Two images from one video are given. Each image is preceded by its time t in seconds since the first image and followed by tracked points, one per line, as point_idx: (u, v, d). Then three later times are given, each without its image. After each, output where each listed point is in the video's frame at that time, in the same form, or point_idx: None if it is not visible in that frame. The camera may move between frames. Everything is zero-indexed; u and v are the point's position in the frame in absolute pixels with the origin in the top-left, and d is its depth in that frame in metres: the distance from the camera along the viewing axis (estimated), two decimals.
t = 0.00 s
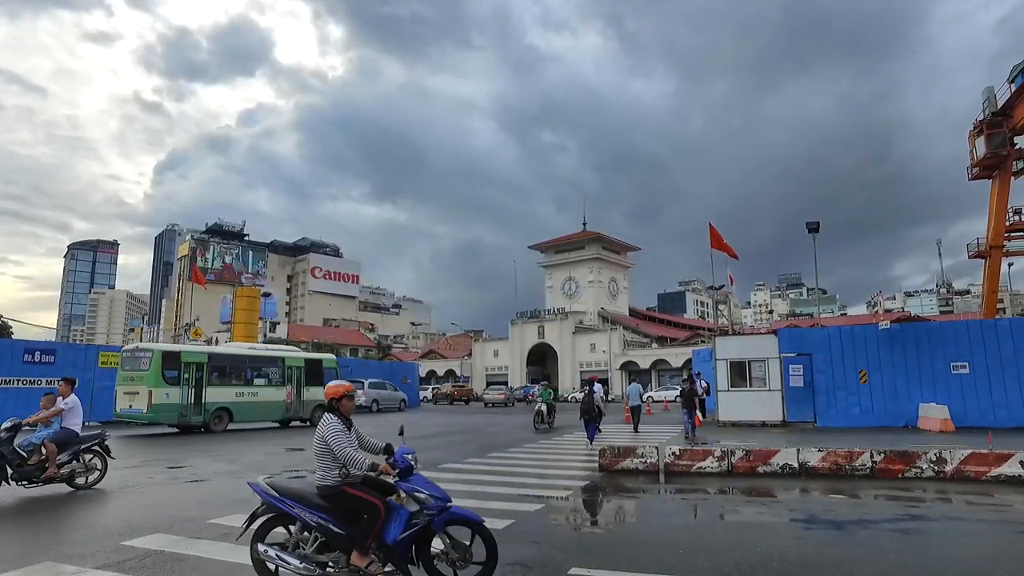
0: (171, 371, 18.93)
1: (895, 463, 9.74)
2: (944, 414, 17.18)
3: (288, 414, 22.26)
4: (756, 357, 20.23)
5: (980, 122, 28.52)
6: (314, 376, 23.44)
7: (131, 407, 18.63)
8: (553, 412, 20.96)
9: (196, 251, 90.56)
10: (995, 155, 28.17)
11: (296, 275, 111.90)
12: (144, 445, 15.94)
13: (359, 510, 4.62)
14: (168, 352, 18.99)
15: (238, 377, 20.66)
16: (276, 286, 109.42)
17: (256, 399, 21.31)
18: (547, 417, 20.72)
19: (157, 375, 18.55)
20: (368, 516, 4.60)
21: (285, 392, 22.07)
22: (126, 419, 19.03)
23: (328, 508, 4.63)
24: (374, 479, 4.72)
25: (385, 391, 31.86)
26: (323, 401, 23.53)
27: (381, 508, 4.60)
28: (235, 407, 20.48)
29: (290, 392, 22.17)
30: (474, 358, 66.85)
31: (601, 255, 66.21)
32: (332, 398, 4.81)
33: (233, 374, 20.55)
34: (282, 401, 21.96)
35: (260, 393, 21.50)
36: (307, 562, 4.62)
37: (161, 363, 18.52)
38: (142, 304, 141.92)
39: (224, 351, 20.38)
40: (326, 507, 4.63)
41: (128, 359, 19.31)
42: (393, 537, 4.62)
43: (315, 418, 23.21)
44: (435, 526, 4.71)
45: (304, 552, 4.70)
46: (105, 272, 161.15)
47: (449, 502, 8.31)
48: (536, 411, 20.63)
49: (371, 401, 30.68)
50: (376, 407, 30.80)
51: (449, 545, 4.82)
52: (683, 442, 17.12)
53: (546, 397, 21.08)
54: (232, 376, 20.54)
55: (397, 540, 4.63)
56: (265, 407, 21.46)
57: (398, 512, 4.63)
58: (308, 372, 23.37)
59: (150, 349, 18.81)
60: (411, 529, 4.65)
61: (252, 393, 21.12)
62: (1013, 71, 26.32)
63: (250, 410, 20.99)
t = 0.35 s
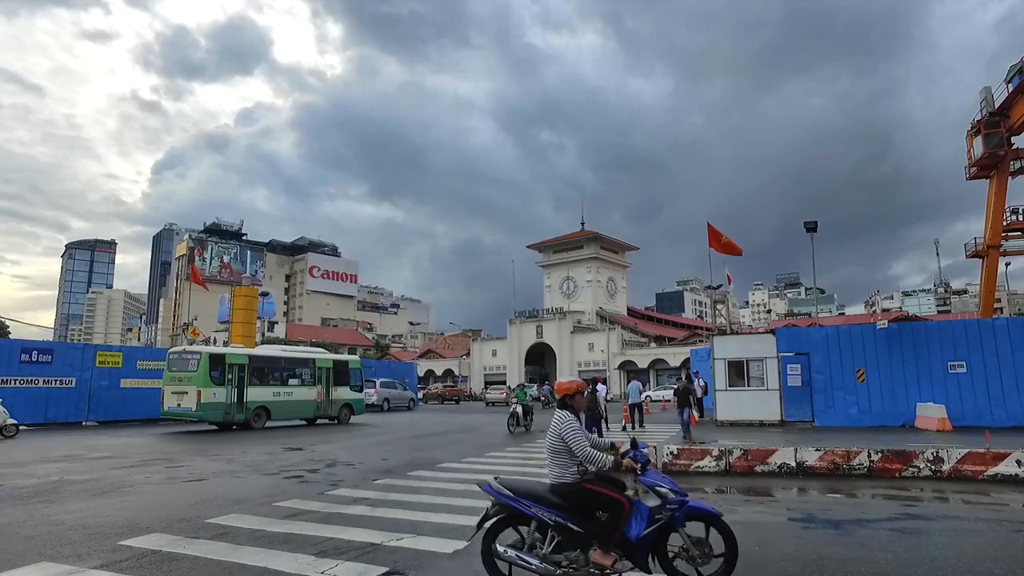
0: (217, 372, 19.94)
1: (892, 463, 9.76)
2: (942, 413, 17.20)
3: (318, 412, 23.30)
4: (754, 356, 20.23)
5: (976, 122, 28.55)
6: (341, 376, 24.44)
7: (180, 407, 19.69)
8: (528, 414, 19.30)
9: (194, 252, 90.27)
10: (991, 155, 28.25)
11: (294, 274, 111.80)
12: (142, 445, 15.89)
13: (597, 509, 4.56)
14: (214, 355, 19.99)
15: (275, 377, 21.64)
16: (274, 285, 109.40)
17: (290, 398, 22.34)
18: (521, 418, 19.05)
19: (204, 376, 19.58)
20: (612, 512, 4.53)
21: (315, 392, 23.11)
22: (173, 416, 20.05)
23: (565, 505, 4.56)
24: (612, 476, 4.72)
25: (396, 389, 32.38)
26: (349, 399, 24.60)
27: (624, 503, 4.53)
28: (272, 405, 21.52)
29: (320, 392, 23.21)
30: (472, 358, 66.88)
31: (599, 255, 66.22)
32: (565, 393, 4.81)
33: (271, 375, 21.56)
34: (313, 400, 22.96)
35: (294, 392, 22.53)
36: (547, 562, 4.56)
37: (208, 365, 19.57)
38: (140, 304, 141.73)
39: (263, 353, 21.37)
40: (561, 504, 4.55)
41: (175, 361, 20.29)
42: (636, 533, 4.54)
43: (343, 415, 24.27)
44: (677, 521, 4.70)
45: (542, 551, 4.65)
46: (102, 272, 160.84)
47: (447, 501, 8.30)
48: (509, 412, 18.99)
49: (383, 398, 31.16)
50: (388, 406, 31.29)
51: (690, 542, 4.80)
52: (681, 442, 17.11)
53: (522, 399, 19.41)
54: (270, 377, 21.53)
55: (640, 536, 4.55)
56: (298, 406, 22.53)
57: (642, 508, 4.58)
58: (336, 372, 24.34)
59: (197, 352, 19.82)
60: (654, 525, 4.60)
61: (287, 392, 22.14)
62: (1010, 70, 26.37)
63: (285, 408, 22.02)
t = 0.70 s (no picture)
0: (260, 373, 21.00)
1: (890, 462, 9.77)
2: (939, 413, 17.22)
3: (346, 411, 24.29)
4: (752, 356, 20.25)
5: (974, 122, 28.60)
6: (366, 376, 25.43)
7: (225, 406, 20.73)
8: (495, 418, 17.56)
9: (192, 252, 90.12)
10: (988, 155, 28.32)
11: (292, 274, 111.61)
12: (139, 444, 15.84)
13: (885, 502, 4.54)
14: (257, 357, 21.04)
15: (310, 378, 22.70)
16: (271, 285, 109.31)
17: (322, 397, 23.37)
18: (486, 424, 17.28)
19: (249, 377, 20.64)
20: (903, 508, 4.52)
21: (345, 391, 24.10)
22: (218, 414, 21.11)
23: (849, 499, 4.58)
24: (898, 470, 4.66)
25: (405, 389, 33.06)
26: (375, 399, 25.62)
27: (915, 499, 4.49)
28: (307, 404, 22.55)
29: (350, 391, 24.18)
30: (470, 358, 66.88)
31: (597, 255, 66.23)
32: (843, 384, 4.78)
33: (306, 375, 22.60)
34: (342, 399, 23.92)
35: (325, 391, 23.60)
36: (832, 559, 4.55)
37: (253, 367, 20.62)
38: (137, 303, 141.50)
39: (300, 355, 22.43)
40: (843, 498, 4.58)
41: (219, 363, 21.31)
42: (929, 531, 4.47)
43: (369, 413, 25.34)
44: (973, 520, 4.47)
45: (823, 547, 4.64)
46: (100, 271, 160.48)
47: (445, 501, 8.30)
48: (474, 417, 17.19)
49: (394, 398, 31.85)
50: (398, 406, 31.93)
51: (986, 542, 4.52)
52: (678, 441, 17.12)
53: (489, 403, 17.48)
54: (305, 377, 22.58)
55: (934, 534, 4.45)
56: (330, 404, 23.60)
57: (934, 503, 4.48)
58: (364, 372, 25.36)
59: (241, 354, 20.86)
60: (950, 522, 4.45)
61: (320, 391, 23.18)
62: (1007, 71, 26.44)
63: (318, 407, 23.06)
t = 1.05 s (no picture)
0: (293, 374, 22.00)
1: (888, 462, 9.79)
2: (937, 413, 17.24)
3: (368, 409, 25.56)
4: (751, 356, 20.25)
5: (971, 122, 28.65)
6: (385, 376, 26.66)
7: (261, 405, 21.67)
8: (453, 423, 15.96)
9: (190, 252, 90.04)
10: (986, 155, 28.35)
11: (290, 274, 111.46)
12: (137, 445, 15.78)
13: None
14: (290, 359, 22.01)
15: (337, 378, 23.84)
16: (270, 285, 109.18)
17: (347, 396, 24.55)
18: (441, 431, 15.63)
19: (284, 378, 21.63)
20: None
21: (367, 391, 25.38)
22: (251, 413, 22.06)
23: None
24: None
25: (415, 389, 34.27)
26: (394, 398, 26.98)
27: None
28: (334, 403, 23.71)
29: (372, 391, 25.48)
30: (469, 358, 66.88)
31: (595, 255, 66.24)
32: None
33: (334, 376, 23.68)
34: (364, 399, 25.19)
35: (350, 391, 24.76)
36: None
37: (286, 368, 21.59)
38: (135, 303, 141.31)
39: (327, 356, 23.49)
40: None
41: (252, 364, 22.15)
42: None
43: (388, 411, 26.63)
44: None
45: None
46: (98, 271, 160.21)
47: (443, 502, 8.29)
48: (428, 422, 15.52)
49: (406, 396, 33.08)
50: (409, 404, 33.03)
51: None
52: (677, 442, 17.10)
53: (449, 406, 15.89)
54: (332, 377, 23.67)
55: None
56: (353, 403, 24.75)
57: None
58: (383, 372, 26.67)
59: (276, 357, 21.80)
60: None
61: (344, 391, 24.32)
62: (1005, 72, 26.49)
63: (343, 405, 24.21)
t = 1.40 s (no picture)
0: (324, 376, 23.19)
1: (887, 462, 9.80)
2: (937, 413, 17.24)
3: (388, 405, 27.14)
4: (750, 356, 20.26)
5: (970, 123, 28.67)
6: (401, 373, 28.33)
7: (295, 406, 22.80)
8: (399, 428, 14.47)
9: (189, 252, 90.00)
10: (985, 155, 28.36)
11: (290, 274, 111.39)
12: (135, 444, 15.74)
13: None
14: (320, 362, 23.12)
15: (362, 378, 25.19)
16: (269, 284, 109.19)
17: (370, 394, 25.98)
18: (382, 436, 13.95)
19: (316, 380, 22.79)
20: None
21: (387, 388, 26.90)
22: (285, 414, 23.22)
23: None
24: None
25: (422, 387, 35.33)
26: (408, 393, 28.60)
27: None
28: (360, 402, 25.04)
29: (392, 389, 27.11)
30: (468, 358, 66.88)
31: (595, 255, 66.23)
32: None
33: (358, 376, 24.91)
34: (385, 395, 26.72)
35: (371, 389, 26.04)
36: None
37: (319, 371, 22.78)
38: (135, 303, 141.23)
39: (352, 357, 24.67)
40: None
41: (283, 368, 23.20)
42: None
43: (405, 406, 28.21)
44: None
45: None
46: (97, 271, 160.25)
47: (442, 501, 8.30)
48: (368, 427, 13.70)
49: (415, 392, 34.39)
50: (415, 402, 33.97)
51: None
52: (676, 441, 17.14)
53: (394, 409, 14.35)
54: (357, 378, 24.91)
55: None
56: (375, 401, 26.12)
57: None
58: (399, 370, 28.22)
59: (307, 361, 22.90)
60: None
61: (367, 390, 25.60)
62: (1004, 72, 26.51)
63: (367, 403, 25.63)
